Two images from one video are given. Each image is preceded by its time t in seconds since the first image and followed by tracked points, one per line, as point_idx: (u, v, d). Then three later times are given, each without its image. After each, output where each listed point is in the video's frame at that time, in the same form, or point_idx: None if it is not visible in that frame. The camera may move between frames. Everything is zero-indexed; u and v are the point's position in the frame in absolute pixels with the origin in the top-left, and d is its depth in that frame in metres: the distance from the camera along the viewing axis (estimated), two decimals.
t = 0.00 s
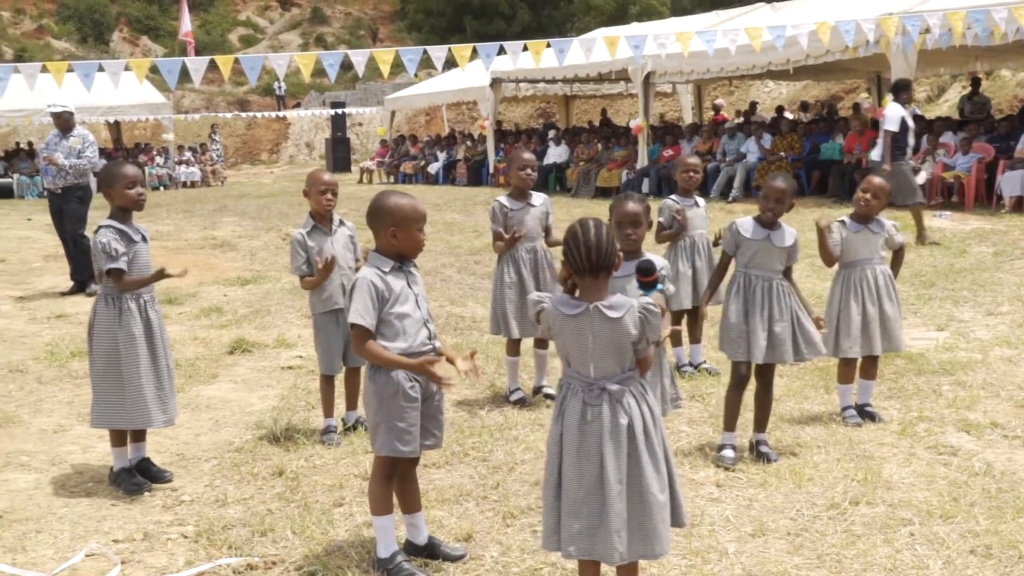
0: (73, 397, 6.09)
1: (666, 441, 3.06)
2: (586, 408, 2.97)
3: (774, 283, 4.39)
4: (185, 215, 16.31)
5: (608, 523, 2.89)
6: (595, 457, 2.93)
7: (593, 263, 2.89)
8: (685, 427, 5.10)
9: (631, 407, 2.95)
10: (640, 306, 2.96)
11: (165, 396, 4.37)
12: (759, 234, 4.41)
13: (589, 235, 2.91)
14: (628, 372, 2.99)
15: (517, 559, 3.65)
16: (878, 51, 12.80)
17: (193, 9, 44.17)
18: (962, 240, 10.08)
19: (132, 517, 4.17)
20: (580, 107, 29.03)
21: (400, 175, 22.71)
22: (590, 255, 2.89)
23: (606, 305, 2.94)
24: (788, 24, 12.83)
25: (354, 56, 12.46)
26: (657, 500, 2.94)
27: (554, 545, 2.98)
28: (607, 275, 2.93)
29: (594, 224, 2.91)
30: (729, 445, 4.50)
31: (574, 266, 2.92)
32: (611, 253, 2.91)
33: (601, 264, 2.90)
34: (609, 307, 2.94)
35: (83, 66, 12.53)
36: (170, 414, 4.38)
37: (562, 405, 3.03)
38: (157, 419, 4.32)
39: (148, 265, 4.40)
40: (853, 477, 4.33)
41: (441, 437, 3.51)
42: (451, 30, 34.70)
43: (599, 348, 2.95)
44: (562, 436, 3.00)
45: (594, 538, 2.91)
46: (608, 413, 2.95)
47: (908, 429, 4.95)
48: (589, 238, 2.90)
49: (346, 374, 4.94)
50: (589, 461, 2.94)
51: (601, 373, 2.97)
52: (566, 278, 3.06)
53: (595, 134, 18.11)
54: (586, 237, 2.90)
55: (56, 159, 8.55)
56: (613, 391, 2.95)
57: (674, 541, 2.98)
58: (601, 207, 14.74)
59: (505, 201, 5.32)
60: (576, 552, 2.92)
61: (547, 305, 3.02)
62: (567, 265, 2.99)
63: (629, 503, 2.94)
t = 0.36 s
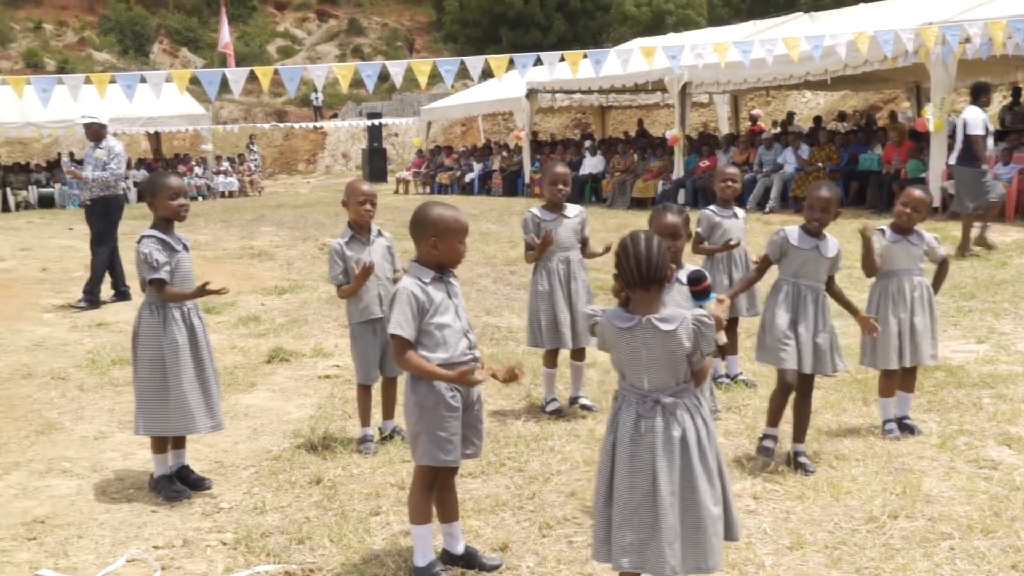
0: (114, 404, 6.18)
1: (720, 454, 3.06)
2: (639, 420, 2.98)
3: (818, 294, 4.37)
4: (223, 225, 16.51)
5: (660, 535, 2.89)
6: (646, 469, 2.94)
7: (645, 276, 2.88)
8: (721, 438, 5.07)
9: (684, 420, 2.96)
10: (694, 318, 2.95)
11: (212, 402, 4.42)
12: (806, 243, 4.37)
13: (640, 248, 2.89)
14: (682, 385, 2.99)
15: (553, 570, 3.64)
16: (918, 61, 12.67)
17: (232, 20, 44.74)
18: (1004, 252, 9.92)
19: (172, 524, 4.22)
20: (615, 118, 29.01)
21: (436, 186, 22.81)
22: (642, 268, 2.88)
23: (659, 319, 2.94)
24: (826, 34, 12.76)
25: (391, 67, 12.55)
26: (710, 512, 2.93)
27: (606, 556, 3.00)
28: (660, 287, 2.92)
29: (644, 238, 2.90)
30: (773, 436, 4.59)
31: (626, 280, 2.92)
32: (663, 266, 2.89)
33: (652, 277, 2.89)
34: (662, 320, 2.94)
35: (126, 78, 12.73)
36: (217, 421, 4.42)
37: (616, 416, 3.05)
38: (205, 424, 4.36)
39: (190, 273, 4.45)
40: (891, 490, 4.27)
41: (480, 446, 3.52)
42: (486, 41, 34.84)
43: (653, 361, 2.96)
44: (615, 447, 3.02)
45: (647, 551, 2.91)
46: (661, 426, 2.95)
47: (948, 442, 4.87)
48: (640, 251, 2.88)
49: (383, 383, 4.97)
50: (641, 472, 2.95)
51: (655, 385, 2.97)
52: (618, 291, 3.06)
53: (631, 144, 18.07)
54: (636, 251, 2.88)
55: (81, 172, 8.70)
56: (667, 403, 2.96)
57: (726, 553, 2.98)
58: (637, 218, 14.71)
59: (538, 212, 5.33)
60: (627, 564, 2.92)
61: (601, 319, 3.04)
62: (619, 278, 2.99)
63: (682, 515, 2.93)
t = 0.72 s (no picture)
0: (146, 414, 6.25)
1: (765, 469, 3.07)
2: (683, 432, 3.05)
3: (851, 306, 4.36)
4: (253, 236, 16.67)
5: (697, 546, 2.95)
6: (688, 480, 3.00)
7: (689, 286, 2.93)
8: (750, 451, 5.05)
9: (726, 433, 2.99)
10: (740, 329, 2.98)
11: (239, 414, 4.47)
12: (830, 255, 4.39)
13: (684, 259, 2.94)
14: (726, 399, 3.03)
15: None
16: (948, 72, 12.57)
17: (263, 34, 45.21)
18: None
19: (202, 533, 4.26)
20: (643, 130, 29.01)
21: (464, 198, 22.89)
22: (687, 278, 2.93)
23: (704, 328, 2.98)
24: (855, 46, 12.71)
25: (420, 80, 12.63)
26: (747, 528, 2.95)
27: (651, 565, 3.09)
28: (706, 296, 2.96)
29: (689, 249, 2.94)
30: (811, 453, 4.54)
31: (671, 291, 2.97)
32: (707, 276, 2.93)
33: (697, 288, 2.93)
34: (707, 329, 2.97)
35: (159, 91, 12.89)
36: (243, 431, 4.46)
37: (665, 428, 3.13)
38: (231, 436, 4.42)
39: (221, 284, 4.50)
40: (922, 504, 4.23)
41: (510, 458, 3.53)
42: (514, 53, 34.92)
43: (699, 372, 3.00)
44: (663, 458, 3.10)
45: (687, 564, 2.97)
46: (704, 439, 3.00)
47: (980, 456, 4.82)
48: (684, 262, 2.93)
49: (411, 394, 5.00)
50: (683, 483, 3.02)
51: (698, 397, 3.03)
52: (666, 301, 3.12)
53: (659, 156, 18.04)
54: (681, 261, 2.94)
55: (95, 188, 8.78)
56: (710, 416, 3.01)
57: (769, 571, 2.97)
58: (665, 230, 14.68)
59: (563, 225, 5.36)
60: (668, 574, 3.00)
61: (650, 330, 3.11)
62: (666, 289, 3.04)
63: (721, 530, 2.97)
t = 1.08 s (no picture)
0: (154, 425, 6.27)
1: (773, 479, 3.09)
2: (696, 437, 3.14)
3: (848, 317, 4.34)
4: (261, 247, 16.73)
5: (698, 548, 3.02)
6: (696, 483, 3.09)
7: (712, 294, 2.98)
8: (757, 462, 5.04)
9: (734, 439, 3.05)
10: (760, 339, 3.02)
11: (241, 424, 4.47)
12: (825, 265, 4.39)
13: (711, 267, 2.99)
14: (740, 407, 3.09)
15: None
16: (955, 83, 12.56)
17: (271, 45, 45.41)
18: None
19: (210, 543, 4.27)
20: (651, 140, 29.06)
21: (471, 208, 22.93)
22: (709, 290, 2.99)
23: (724, 335, 3.03)
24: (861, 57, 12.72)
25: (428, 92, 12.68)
26: (747, 535, 2.98)
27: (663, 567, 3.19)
28: (730, 310, 3.02)
29: (717, 258, 3.00)
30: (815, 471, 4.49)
31: (695, 296, 3.03)
32: (733, 287, 2.98)
33: (720, 297, 2.98)
34: (727, 336, 3.03)
35: (168, 103, 12.94)
36: (245, 442, 4.47)
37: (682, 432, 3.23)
38: (234, 446, 4.42)
39: (230, 295, 4.51)
40: (930, 515, 4.22)
41: (517, 468, 3.54)
42: (522, 64, 35.01)
43: (715, 377, 3.07)
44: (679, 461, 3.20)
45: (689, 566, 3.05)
46: (713, 444, 3.08)
47: (987, 466, 4.81)
48: (710, 270, 2.99)
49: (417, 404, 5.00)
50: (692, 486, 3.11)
51: (712, 402, 3.10)
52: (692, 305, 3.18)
53: (666, 167, 18.06)
54: (707, 268, 3.00)
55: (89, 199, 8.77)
56: (720, 421, 3.08)
57: None
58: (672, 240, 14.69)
59: (566, 238, 5.34)
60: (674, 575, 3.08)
61: (672, 334, 3.18)
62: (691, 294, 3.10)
63: (722, 535, 3.02)
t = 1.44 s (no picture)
0: (147, 434, 6.26)
1: (798, 464, 3.21)
2: (727, 424, 3.28)
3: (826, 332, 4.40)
4: (255, 256, 16.72)
5: (723, 527, 3.14)
6: (727, 466, 3.23)
7: (739, 290, 3.19)
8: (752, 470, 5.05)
9: (765, 423, 3.20)
10: (786, 327, 3.21)
11: (225, 435, 4.46)
12: (801, 278, 4.45)
13: (738, 267, 3.20)
14: (772, 394, 3.25)
15: None
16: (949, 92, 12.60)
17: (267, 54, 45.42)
18: None
19: (204, 552, 4.26)
20: (645, 149, 29.13)
21: (467, 217, 22.93)
22: (734, 290, 3.21)
23: (751, 327, 3.23)
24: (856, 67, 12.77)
25: (423, 100, 12.70)
26: (772, 515, 3.11)
27: (687, 551, 3.30)
28: (752, 307, 3.23)
29: (741, 259, 3.20)
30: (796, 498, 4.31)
31: (721, 295, 3.24)
32: (756, 282, 3.19)
33: (747, 293, 3.20)
34: (753, 327, 3.23)
35: (163, 112, 12.92)
36: (232, 452, 4.48)
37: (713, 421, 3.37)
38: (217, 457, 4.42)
39: (222, 305, 4.50)
40: (924, 523, 4.23)
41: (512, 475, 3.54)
42: (517, 73, 35.01)
43: (745, 366, 3.25)
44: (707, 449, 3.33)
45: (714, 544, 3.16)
46: (744, 429, 3.23)
47: (981, 475, 4.82)
48: (735, 269, 3.20)
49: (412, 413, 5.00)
50: (721, 470, 3.24)
51: (745, 390, 3.26)
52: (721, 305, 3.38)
53: (660, 175, 18.10)
54: (734, 269, 3.20)
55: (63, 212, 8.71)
56: (752, 407, 3.24)
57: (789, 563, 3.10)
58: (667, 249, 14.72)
59: (560, 244, 5.36)
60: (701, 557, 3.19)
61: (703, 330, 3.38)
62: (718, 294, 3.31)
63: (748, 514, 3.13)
